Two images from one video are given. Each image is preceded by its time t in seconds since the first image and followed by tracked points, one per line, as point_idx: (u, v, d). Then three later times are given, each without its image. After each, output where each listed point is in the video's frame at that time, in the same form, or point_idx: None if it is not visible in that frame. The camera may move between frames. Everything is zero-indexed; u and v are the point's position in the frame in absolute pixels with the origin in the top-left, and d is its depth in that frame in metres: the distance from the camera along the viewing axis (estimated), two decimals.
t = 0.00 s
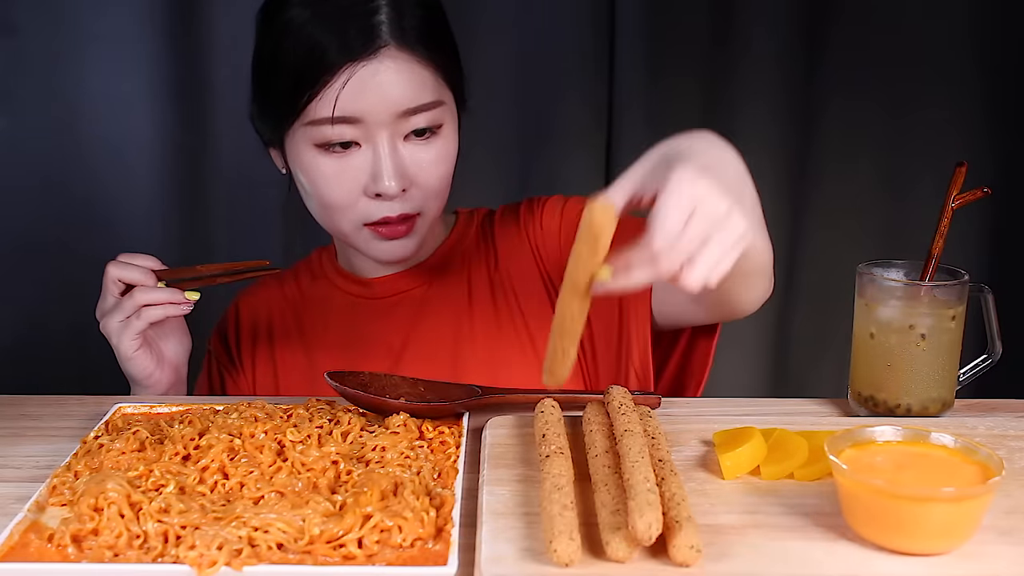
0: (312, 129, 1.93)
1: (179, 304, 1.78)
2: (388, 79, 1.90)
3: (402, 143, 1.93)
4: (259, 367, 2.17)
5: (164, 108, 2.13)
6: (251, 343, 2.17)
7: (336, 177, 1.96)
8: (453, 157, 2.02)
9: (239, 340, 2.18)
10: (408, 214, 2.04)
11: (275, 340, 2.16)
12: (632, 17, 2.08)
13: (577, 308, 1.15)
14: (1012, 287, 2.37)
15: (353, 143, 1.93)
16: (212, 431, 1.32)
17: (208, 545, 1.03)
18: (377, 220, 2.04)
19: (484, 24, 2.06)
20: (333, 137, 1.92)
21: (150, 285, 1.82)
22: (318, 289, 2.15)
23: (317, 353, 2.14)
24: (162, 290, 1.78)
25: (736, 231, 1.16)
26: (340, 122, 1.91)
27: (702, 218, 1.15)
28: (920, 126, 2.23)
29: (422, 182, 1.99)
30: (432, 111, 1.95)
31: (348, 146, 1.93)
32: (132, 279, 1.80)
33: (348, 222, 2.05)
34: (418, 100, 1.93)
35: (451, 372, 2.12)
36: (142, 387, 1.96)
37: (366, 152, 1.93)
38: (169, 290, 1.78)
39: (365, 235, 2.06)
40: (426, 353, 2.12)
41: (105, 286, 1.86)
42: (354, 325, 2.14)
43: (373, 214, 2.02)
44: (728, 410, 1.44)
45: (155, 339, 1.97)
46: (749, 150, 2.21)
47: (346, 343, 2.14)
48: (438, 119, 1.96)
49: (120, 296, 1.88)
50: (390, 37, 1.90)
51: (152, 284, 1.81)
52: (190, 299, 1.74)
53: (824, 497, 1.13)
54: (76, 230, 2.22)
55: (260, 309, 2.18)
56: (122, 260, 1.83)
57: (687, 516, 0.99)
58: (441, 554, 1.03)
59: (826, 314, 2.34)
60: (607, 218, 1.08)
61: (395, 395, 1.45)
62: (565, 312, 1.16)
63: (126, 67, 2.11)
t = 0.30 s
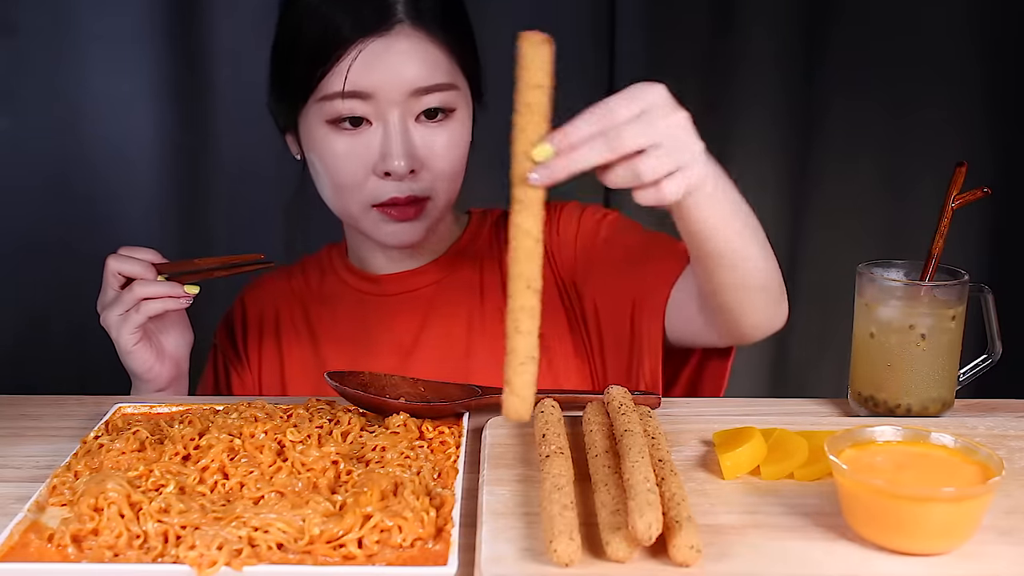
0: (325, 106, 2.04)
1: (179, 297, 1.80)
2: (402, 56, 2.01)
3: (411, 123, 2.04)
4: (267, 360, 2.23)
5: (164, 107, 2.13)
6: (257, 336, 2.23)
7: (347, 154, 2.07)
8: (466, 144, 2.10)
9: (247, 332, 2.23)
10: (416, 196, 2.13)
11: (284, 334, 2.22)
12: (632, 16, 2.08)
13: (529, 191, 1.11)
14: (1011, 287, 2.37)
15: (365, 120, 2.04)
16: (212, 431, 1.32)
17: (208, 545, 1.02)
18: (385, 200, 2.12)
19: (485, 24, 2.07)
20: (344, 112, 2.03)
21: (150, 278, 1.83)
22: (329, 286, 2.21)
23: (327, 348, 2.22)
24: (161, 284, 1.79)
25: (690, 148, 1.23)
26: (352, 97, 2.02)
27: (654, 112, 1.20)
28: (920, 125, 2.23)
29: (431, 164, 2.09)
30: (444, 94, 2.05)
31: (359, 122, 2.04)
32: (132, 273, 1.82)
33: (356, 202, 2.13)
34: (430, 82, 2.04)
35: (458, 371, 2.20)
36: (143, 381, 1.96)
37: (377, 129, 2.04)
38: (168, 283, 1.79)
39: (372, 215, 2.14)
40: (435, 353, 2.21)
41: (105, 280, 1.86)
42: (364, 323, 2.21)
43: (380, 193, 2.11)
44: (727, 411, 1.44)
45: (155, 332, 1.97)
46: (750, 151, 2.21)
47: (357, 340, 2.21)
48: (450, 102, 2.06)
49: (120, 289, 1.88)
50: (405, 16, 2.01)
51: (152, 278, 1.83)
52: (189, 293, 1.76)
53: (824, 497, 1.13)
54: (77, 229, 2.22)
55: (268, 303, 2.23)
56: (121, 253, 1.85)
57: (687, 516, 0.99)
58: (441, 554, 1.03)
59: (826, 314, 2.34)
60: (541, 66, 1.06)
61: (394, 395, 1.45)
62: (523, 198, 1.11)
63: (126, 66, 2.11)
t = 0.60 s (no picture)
0: (345, 87, 2.04)
1: (182, 295, 1.77)
2: (424, 40, 2.01)
3: (429, 107, 2.02)
4: (280, 352, 2.25)
5: (164, 107, 2.14)
6: (270, 330, 2.25)
7: (364, 135, 2.05)
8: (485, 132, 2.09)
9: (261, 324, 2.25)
10: (432, 182, 2.11)
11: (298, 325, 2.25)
12: (632, 16, 2.09)
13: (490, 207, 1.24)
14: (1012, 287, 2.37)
15: (383, 102, 2.03)
16: (212, 431, 1.32)
17: (208, 545, 1.02)
18: (400, 185, 2.11)
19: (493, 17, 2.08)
20: (363, 93, 2.02)
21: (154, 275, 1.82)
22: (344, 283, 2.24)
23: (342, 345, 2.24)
24: (164, 282, 1.77)
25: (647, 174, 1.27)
26: (371, 78, 2.02)
27: (618, 147, 1.30)
28: (920, 126, 2.23)
29: (448, 150, 2.07)
30: (463, 81, 2.04)
31: (377, 104, 2.03)
32: (136, 269, 1.82)
33: (371, 186, 2.11)
34: (450, 66, 2.03)
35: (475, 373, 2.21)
36: (149, 377, 1.97)
37: (394, 111, 2.03)
38: (172, 281, 1.77)
39: (387, 200, 2.12)
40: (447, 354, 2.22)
41: (110, 276, 1.87)
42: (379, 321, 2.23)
43: (396, 178, 2.10)
44: (727, 411, 1.44)
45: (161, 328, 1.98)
46: (750, 151, 2.21)
47: (371, 338, 2.23)
48: (469, 89, 2.05)
49: (125, 285, 1.88)
50: None
51: (156, 274, 1.82)
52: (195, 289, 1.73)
53: (824, 497, 1.13)
54: (76, 231, 2.23)
55: (283, 296, 2.25)
56: (127, 250, 1.84)
57: (687, 516, 0.99)
58: (441, 554, 1.03)
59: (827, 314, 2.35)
60: (496, 88, 1.24)
61: (394, 395, 1.45)
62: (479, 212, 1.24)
63: (126, 66, 2.12)
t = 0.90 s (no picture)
0: (384, 70, 2.09)
1: (193, 291, 1.78)
2: (464, 29, 2.07)
3: (466, 92, 2.07)
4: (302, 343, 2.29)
5: (166, 109, 2.21)
6: (293, 326, 2.30)
7: (398, 117, 2.09)
8: (520, 123, 2.13)
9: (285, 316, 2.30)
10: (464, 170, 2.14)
11: (321, 317, 2.30)
12: (632, 18, 2.13)
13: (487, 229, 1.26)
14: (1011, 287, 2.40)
15: (420, 87, 2.07)
16: (212, 431, 1.32)
17: (207, 545, 1.02)
18: (433, 170, 2.13)
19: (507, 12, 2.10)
20: (402, 77, 2.07)
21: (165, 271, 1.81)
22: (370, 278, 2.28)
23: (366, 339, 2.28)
24: (176, 278, 1.77)
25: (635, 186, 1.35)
26: (411, 62, 2.07)
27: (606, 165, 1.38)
28: (918, 126, 2.25)
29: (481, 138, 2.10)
30: (500, 70, 2.09)
31: (415, 88, 2.07)
32: (148, 266, 1.80)
33: (406, 171, 2.14)
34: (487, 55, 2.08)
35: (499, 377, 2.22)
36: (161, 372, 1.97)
37: (431, 95, 2.07)
38: (183, 278, 1.77)
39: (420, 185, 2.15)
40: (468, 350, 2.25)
41: (121, 272, 1.84)
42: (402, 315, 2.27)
43: (429, 163, 2.13)
44: (727, 411, 1.44)
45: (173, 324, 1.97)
46: (749, 156, 2.24)
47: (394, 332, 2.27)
48: (506, 78, 2.09)
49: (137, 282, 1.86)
50: None
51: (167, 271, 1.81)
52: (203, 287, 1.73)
53: (824, 497, 1.12)
54: (77, 232, 2.31)
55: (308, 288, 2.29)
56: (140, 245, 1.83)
57: (687, 516, 0.99)
58: (441, 554, 1.03)
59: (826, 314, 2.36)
60: (484, 118, 1.25)
61: (394, 394, 1.45)
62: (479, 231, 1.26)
63: (131, 66, 2.19)
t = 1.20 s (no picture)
0: (414, 58, 1.97)
1: (177, 321, 1.68)
2: (501, 22, 1.95)
3: (497, 84, 1.92)
4: (319, 346, 2.19)
5: (172, 115, 2.45)
6: (309, 325, 2.21)
7: (424, 107, 1.93)
8: (553, 118, 1.99)
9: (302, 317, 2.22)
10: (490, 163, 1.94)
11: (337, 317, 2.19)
12: (636, 30, 2.35)
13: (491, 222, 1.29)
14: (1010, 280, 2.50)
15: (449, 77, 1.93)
16: (212, 431, 1.32)
17: (207, 545, 1.02)
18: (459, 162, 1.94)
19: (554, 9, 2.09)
20: (431, 67, 1.94)
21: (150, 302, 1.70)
22: (390, 273, 2.18)
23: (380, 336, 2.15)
24: (158, 309, 1.68)
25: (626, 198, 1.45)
26: (442, 53, 1.94)
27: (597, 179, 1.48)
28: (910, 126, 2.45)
29: (511, 131, 1.93)
30: (533, 64, 1.95)
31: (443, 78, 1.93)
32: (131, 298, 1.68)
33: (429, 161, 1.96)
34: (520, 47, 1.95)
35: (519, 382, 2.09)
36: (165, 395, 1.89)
37: (460, 86, 1.92)
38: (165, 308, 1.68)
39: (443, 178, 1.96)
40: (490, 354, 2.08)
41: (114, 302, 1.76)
42: (420, 313, 2.12)
43: (453, 153, 1.94)
44: (727, 411, 1.44)
45: (173, 347, 1.86)
46: (744, 156, 2.46)
47: (411, 331, 2.12)
48: (539, 74, 1.95)
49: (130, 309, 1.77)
50: None
51: (151, 302, 1.69)
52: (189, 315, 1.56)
53: (824, 497, 1.13)
54: (84, 231, 2.53)
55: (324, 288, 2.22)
56: (128, 271, 1.71)
57: (687, 516, 0.99)
58: (441, 554, 1.03)
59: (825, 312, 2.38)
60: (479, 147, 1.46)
61: (394, 394, 1.45)
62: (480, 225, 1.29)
63: (141, 76, 2.42)
